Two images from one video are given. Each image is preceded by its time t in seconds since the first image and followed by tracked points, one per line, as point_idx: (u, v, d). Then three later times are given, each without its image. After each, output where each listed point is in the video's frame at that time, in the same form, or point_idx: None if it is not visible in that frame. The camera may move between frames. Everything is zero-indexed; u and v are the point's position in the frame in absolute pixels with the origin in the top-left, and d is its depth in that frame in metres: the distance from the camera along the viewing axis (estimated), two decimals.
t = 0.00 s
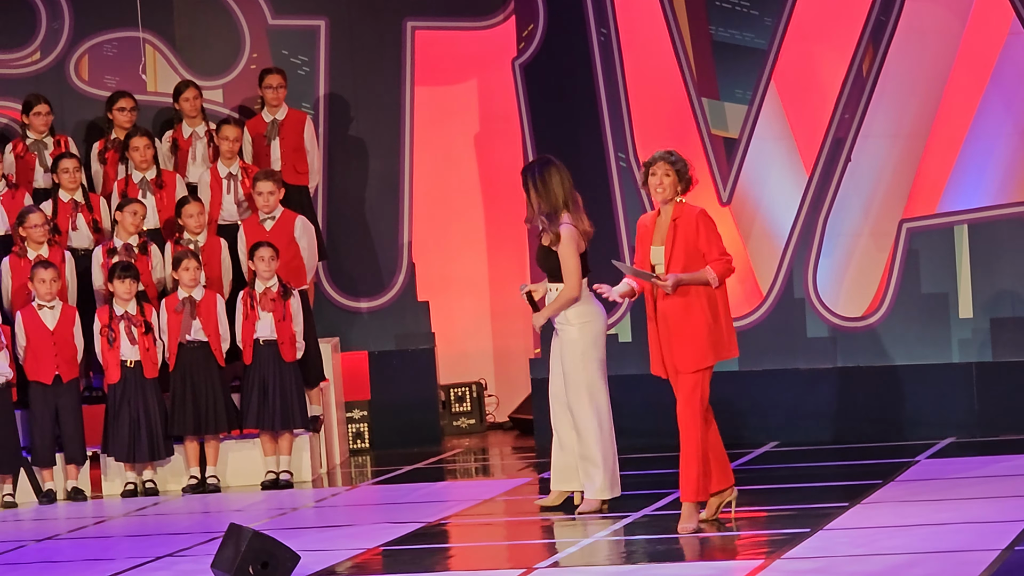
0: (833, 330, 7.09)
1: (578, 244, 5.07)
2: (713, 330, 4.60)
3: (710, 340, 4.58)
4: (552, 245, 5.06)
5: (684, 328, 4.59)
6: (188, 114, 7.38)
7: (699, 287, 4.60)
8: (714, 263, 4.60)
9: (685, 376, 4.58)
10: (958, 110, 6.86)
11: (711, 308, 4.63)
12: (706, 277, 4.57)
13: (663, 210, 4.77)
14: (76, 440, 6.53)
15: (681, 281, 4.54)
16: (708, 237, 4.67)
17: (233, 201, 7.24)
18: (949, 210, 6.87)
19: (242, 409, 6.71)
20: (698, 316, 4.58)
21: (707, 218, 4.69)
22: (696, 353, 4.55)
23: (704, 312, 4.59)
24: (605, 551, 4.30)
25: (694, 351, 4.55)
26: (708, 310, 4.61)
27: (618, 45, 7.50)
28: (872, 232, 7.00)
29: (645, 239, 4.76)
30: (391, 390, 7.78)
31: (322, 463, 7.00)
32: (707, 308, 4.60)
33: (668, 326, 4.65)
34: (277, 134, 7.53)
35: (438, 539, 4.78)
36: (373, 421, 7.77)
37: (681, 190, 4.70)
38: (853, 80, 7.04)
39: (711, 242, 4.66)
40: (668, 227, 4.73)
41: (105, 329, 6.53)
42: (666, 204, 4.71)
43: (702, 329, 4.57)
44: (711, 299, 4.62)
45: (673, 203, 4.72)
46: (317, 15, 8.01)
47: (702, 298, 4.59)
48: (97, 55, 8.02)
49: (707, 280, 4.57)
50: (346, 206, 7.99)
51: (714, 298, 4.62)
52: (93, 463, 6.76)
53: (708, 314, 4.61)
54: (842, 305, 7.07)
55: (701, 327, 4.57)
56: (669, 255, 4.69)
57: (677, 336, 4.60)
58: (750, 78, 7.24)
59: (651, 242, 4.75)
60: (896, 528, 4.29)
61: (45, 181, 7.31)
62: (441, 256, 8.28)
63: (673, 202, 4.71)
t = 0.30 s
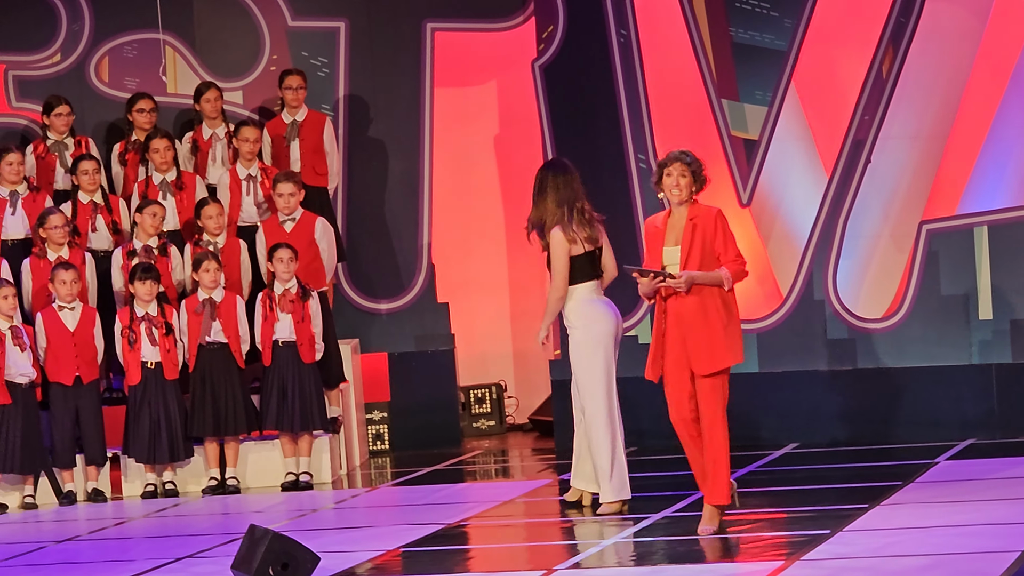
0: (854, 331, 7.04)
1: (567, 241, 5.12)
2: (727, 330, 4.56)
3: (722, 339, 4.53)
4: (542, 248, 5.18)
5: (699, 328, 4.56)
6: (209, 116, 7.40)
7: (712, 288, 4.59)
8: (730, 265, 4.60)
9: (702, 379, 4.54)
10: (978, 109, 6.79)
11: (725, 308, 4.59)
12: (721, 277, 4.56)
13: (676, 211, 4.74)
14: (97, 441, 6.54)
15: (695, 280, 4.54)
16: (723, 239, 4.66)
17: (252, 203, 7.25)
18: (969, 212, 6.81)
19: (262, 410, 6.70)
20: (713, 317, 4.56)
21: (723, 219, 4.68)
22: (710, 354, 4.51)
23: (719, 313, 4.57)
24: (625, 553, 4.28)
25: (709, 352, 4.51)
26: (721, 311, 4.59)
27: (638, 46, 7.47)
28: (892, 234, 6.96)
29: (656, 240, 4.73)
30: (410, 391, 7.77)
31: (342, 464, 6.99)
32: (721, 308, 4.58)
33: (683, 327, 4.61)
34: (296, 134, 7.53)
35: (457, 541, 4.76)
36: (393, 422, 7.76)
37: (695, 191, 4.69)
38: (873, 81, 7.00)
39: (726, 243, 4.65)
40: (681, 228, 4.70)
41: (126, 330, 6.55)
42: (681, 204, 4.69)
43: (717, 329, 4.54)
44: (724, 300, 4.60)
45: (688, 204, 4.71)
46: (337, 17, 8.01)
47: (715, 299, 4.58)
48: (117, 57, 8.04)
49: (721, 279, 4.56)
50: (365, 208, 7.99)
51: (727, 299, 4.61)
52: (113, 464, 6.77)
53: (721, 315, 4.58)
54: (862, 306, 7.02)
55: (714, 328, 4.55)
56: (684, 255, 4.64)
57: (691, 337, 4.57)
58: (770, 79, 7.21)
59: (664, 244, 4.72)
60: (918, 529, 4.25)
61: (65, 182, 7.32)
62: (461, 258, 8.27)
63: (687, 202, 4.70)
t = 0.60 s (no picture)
0: (872, 333, 6.99)
1: (565, 242, 5.21)
2: (735, 335, 4.46)
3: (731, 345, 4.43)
4: (546, 247, 5.30)
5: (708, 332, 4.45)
6: (228, 117, 7.42)
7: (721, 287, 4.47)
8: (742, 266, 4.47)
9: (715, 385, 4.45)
10: (998, 110, 6.74)
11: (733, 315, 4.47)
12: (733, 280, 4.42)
13: (686, 213, 4.59)
14: (116, 443, 6.54)
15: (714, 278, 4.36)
16: (734, 240, 4.53)
17: (271, 204, 7.25)
18: (988, 214, 6.76)
19: (280, 412, 6.70)
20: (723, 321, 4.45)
21: (733, 220, 4.55)
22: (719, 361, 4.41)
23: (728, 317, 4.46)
24: (644, 555, 4.25)
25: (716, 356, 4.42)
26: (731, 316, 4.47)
27: (657, 48, 7.44)
28: (911, 236, 6.91)
29: (667, 242, 4.58)
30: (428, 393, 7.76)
31: (361, 466, 6.99)
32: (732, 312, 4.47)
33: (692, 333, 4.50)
34: (315, 136, 7.52)
35: (476, 543, 4.75)
36: (411, 423, 7.75)
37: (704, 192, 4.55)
38: (892, 82, 6.95)
39: (737, 245, 4.52)
40: (693, 230, 4.56)
41: (145, 332, 6.55)
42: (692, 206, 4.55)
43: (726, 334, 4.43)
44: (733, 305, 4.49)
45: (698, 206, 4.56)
46: (356, 18, 8.01)
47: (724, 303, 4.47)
48: (136, 59, 8.05)
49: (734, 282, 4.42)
50: (383, 209, 7.99)
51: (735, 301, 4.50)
52: (132, 466, 6.77)
53: (731, 318, 4.47)
54: (881, 308, 6.98)
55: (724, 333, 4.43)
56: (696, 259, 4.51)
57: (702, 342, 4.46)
58: (789, 81, 7.17)
59: (675, 245, 4.56)
60: (937, 531, 4.21)
61: (83, 183, 7.35)
62: (479, 259, 8.26)
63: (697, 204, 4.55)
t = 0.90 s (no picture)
0: (890, 336, 6.95)
1: (565, 247, 5.45)
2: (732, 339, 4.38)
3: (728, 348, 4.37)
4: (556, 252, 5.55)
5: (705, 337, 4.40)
6: (246, 118, 7.41)
7: (719, 290, 4.41)
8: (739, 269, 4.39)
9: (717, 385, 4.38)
10: (1017, 111, 6.69)
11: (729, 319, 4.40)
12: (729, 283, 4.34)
13: (682, 218, 4.52)
14: (134, 446, 6.55)
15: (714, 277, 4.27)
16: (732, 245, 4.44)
17: (288, 207, 7.25)
18: (1006, 216, 6.70)
19: (298, 414, 6.69)
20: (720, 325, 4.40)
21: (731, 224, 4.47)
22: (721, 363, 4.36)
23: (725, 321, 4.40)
24: (662, 557, 4.23)
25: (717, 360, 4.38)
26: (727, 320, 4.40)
27: (674, 50, 7.42)
28: (929, 238, 6.87)
29: (661, 245, 4.48)
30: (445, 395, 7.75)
31: (378, 468, 6.98)
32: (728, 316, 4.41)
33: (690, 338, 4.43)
34: (331, 138, 7.53)
35: (493, 545, 4.72)
36: (428, 426, 7.74)
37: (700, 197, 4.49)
38: (910, 85, 6.92)
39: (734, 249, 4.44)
40: (690, 234, 4.48)
41: (163, 334, 6.56)
42: (689, 211, 4.49)
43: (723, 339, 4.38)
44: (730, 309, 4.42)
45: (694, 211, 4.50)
46: (373, 21, 8.01)
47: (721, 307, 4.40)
48: (154, 61, 8.07)
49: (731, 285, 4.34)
50: (399, 212, 7.99)
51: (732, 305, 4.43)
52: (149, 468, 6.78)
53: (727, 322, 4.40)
54: (898, 311, 6.94)
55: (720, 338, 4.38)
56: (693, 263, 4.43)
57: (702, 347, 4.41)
58: (806, 83, 7.14)
59: (671, 249, 4.48)
60: (956, 532, 4.18)
61: (100, 185, 7.34)
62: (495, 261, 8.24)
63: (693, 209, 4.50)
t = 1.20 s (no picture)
0: (905, 338, 6.92)
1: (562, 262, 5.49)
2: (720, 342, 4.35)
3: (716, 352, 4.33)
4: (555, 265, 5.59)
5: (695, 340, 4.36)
6: (263, 121, 7.42)
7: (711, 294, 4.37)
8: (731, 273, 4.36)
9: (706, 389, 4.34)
10: None
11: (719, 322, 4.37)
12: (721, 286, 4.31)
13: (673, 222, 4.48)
14: (149, 448, 6.57)
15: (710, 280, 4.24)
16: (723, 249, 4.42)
17: (302, 209, 7.25)
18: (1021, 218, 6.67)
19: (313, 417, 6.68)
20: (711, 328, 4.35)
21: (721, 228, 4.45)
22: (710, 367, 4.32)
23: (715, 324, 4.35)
24: (677, 559, 4.20)
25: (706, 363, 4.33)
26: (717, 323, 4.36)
27: (689, 53, 7.40)
28: (944, 240, 6.83)
29: (652, 247, 4.45)
30: (459, 398, 7.73)
31: (394, 471, 6.96)
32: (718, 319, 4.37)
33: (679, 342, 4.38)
34: (346, 141, 7.53)
35: (508, 548, 4.70)
36: (443, 429, 7.73)
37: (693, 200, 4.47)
38: (925, 87, 6.89)
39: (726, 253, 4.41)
40: (682, 237, 4.45)
41: (178, 337, 6.57)
42: (681, 214, 4.46)
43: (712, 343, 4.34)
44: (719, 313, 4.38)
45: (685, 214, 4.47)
46: (388, 24, 8.01)
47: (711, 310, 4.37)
48: (169, 64, 8.08)
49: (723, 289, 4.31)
50: (413, 214, 7.99)
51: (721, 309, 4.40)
52: (164, 470, 6.77)
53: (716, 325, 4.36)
54: (913, 313, 6.90)
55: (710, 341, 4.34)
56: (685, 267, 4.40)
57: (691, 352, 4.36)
58: (821, 85, 7.12)
59: (662, 252, 4.44)
60: (972, 535, 4.14)
61: (116, 188, 7.37)
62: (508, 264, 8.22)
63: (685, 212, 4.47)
